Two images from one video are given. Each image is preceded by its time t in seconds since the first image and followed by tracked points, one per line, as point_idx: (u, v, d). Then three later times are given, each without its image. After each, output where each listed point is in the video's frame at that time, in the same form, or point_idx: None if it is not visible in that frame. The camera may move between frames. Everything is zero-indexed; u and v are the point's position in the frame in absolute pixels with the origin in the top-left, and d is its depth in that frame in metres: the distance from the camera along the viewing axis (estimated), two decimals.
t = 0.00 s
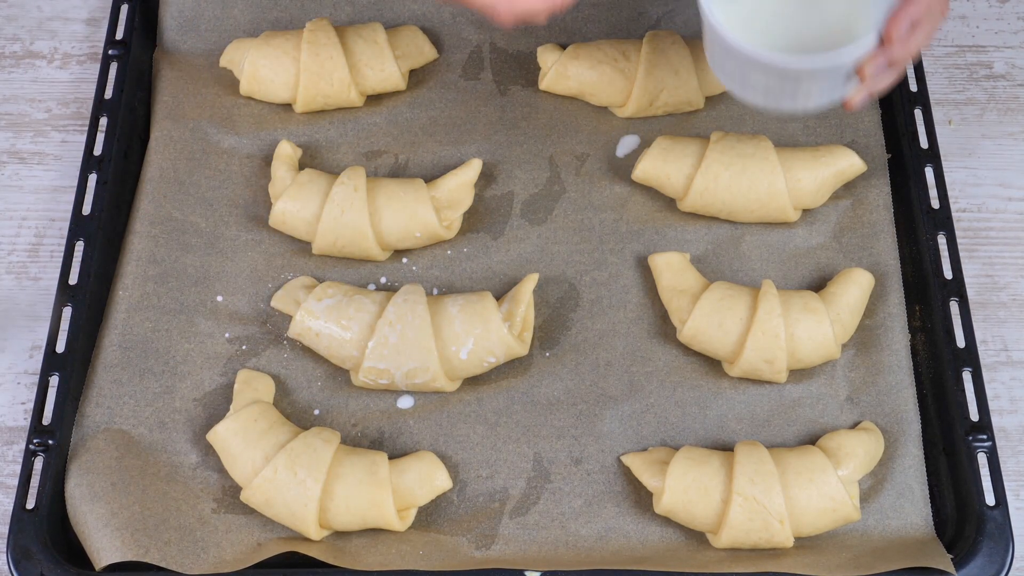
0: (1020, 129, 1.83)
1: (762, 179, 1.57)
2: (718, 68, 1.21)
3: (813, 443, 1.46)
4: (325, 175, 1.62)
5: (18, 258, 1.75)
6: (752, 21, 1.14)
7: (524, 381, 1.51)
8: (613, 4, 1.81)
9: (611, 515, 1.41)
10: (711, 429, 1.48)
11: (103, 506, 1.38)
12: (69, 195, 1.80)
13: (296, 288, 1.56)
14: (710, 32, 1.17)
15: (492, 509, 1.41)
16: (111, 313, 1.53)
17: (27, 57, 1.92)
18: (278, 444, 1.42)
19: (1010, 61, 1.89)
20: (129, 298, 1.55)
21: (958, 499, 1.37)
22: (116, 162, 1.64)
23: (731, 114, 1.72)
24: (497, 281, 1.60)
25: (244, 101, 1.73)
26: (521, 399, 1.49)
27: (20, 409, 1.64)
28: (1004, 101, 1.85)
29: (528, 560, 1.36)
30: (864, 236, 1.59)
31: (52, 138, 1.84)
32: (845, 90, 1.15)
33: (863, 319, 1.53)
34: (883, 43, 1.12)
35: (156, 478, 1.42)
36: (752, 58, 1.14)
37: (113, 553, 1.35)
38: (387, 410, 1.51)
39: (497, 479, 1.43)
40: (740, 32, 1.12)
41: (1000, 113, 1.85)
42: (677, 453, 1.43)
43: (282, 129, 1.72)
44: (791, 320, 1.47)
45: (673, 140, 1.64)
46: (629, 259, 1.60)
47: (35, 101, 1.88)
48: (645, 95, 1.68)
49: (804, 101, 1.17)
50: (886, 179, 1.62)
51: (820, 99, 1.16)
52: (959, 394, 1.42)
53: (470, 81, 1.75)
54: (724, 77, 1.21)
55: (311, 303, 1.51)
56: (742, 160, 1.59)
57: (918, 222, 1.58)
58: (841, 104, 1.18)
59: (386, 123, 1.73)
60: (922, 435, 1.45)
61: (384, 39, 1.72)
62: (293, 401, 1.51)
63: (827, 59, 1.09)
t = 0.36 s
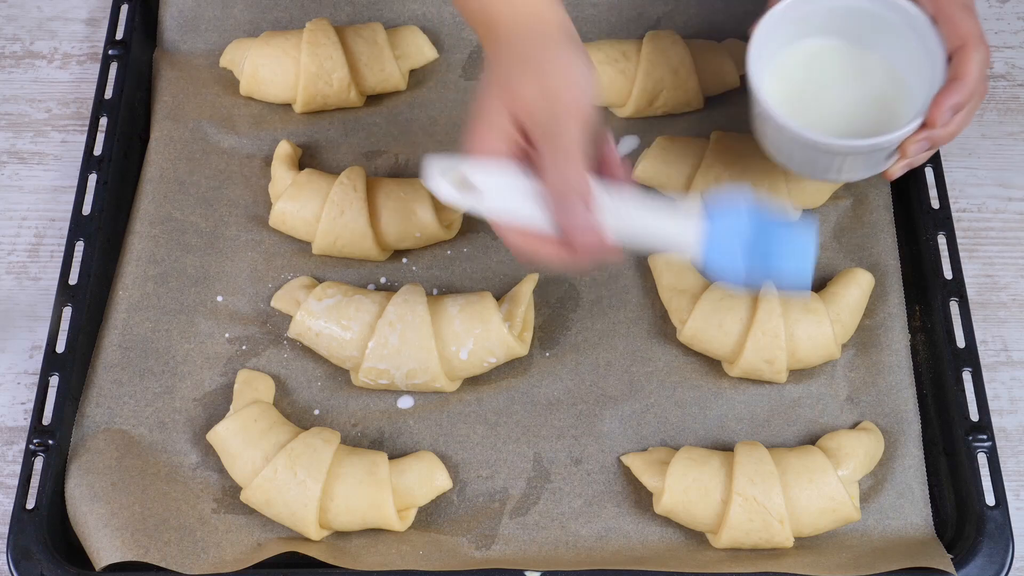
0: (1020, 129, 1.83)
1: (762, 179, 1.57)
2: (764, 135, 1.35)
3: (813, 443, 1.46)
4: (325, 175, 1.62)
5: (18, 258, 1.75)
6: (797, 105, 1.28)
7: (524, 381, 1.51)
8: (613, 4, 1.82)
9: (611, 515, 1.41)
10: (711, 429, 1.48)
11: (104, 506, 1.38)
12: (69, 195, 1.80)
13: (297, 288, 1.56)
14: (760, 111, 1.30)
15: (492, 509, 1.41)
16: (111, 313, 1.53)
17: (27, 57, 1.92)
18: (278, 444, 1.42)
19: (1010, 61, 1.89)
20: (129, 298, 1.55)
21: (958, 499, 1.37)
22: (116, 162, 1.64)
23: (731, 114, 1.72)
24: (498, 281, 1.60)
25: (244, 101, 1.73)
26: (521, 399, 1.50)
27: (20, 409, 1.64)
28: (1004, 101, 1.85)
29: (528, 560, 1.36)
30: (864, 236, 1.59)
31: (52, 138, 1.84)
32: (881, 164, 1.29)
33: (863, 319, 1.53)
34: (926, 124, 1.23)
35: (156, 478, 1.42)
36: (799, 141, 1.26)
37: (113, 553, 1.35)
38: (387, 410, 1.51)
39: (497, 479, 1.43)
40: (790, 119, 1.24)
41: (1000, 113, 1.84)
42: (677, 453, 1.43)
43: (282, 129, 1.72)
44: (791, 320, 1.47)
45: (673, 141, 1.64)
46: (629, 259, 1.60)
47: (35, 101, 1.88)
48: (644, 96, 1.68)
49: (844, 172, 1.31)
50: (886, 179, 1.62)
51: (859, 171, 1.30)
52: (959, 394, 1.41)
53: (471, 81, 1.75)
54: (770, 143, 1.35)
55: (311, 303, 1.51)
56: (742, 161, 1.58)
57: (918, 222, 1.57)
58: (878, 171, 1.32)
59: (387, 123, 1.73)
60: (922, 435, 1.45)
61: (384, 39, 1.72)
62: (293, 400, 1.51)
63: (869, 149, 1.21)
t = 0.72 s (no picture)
0: (1021, 129, 1.83)
1: (762, 179, 1.57)
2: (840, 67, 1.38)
3: (813, 443, 1.46)
4: (325, 175, 1.62)
5: (18, 258, 1.75)
6: (877, 35, 1.31)
7: (524, 381, 1.51)
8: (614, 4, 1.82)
9: (611, 515, 1.41)
10: (711, 429, 1.48)
11: (104, 506, 1.38)
12: (70, 195, 1.80)
13: (297, 288, 1.56)
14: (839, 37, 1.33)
15: (492, 509, 1.41)
16: (111, 313, 1.53)
17: (27, 57, 1.92)
18: (278, 444, 1.43)
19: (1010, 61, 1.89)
20: (129, 298, 1.55)
21: (958, 499, 1.37)
22: (116, 162, 1.64)
23: (731, 114, 1.72)
24: (498, 281, 1.60)
25: (244, 101, 1.73)
26: (521, 398, 1.50)
27: (20, 409, 1.64)
28: (1004, 101, 1.85)
29: (528, 560, 1.36)
30: (864, 236, 1.59)
31: (52, 138, 1.84)
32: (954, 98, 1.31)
33: (863, 319, 1.53)
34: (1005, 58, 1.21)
35: (157, 478, 1.42)
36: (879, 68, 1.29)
37: (113, 553, 1.35)
38: (387, 410, 1.51)
39: (497, 479, 1.43)
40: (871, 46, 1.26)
41: (1000, 113, 1.85)
42: (677, 453, 1.43)
43: (282, 129, 1.72)
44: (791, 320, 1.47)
45: (674, 141, 1.64)
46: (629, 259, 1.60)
47: (35, 101, 1.88)
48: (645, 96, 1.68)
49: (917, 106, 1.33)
50: (886, 179, 1.62)
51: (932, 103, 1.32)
52: (959, 394, 1.41)
53: (471, 81, 1.75)
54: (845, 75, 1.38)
55: (311, 303, 1.51)
56: (743, 160, 1.59)
57: (918, 221, 1.57)
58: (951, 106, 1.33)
59: (387, 123, 1.73)
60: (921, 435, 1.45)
61: (384, 39, 1.72)
62: (293, 400, 1.51)
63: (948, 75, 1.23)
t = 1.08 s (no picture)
0: (1020, 129, 1.83)
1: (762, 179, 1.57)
2: (882, 52, 1.48)
3: (812, 443, 1.46)
4: (325, 175, 1.63)
5: (18, 258, 1.75)
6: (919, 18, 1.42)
7: (524, 382, 1.51)
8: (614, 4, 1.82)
9: (611, 515, 1.41)
10: (710, 429, 1.48)
11: (104, 506, 1.38)
12: (70, 195, 1.80)
13: (297, 288, 1.56)
14: (886, 23, 1.42)
15: (492, 509, 1.41)
16: (111, 313, 1.53)
17: (27, 57, 1.92)
18: (278, 444, 1.43)
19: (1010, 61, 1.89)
20: (129, 298, 1.55)
21: (958, 499, 1.37)
22: (116, 162, 1.64)
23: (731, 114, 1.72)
24: (498, 281, 1.60)
25: (244, 101, 1.74)
26: (521, 398, 1.50)
27: (20, 409, 1.64)
28: (1004, 101, 1.86)
29: (527, 560, 1.36)
30: (864, 236, 1.59)
31: (52, 139, 1.85)
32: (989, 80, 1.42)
33: (863, 319, 1.53)
34: None
35: (157, 478, 1.42)
36: (925, 50, 1.39)
37: (113, 552, 1.35)
38: (386, 410, 1.51)
39: (497, 479, 1.43)
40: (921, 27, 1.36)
41: (1000, 113, 1.85)
42: (677, 453, 1.43)
43: (282, 129, 1.72)
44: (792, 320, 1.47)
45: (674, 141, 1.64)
46: (629, 260, 1.60)
47: (35, 101, 1.88)
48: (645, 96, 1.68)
49: (955, 88, 1.44)
50: (886, 179, 1.62)
51: (969, 85, 1.42)
52: (959, 394, 1.41)
53: (470, 81, 1.75)
54: (887, 59, 1.48)
55: (311, 303, 1.51)
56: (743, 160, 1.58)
57: (918, 221, 1.57)
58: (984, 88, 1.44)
59: (386, 123, 1.73)
60: (921, 435, 1.45)
61: (384, 39, 1.73)
62: (293, 401, 1.52)
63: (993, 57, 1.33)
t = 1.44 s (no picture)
0: (1020, 129, 1.83)
1: (762, 179, 1.57)
2: (912, 49, 1.53)
3: (812, 443, 1.46)
4: (325, 175, 1.62)
5: (18, 258, 1.75)
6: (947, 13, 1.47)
7: (524, 381, 1.51)
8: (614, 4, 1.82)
9: (611, 515, 1.41)
10: (710, 429, 1.48)
11: (104, 506, 1.38)
12: (70, 195, 1.80)
13: (297, 288, 1.56)
14: (922, 24, 1.47)
15: (492, 509, 1.41)
16: (111, 313, 1.53)
17: (27, 57, 1.92)
18: (278, 444, 1.43)
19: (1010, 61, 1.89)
20: (129, 298, 1.55)
21: (958, 499, 1.37)
22: (117, 162, 1.64)
23: (731, 114, 1.72)
24: (498, 281, 1.60)
25: (244, 101, 1.74)
26: (521, 399, 1.50)
27: (20, 409, 1.64)
28: (1004, 101, 1.86)
29: (527, 560, 1.36)
30: (864, 236, 1.59)
31: (52, 139, 1.85)
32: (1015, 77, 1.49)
33: (863, 319, 1.53)
34: None
35: (157, 478, 1.42)
36: (954, 48, 1.45)
37: (113, 552, 1.35)
38: (386, 410, 1.51)
39: (497, 479, 1.43)
40: (956, 32, 1.41)
41: (1000, 113, 1.85)
42: (676, 453, 1.43)
43: (282, 129, 1.72)
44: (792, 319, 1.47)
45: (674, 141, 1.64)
46: (629, 260, 1.61)
47: (35, 101, 1.88)
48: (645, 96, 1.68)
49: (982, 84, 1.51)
50: (886, 179, 1.62)
51: (992, 84, 1.49)
52: (959, 394, 1.41)
53: (470, 81, 1.75)
54: (916, 56, 1.53)
55: (311, 303, 1.51)
56: (743, 160, 1.58)
57: (918, 221, 1.57)
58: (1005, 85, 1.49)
59: (386, 123, 1.73)
60: (921, 435, 1.45)
61: (384, 39, 1.72)
62: (293, 401, 1.52)
63: None
